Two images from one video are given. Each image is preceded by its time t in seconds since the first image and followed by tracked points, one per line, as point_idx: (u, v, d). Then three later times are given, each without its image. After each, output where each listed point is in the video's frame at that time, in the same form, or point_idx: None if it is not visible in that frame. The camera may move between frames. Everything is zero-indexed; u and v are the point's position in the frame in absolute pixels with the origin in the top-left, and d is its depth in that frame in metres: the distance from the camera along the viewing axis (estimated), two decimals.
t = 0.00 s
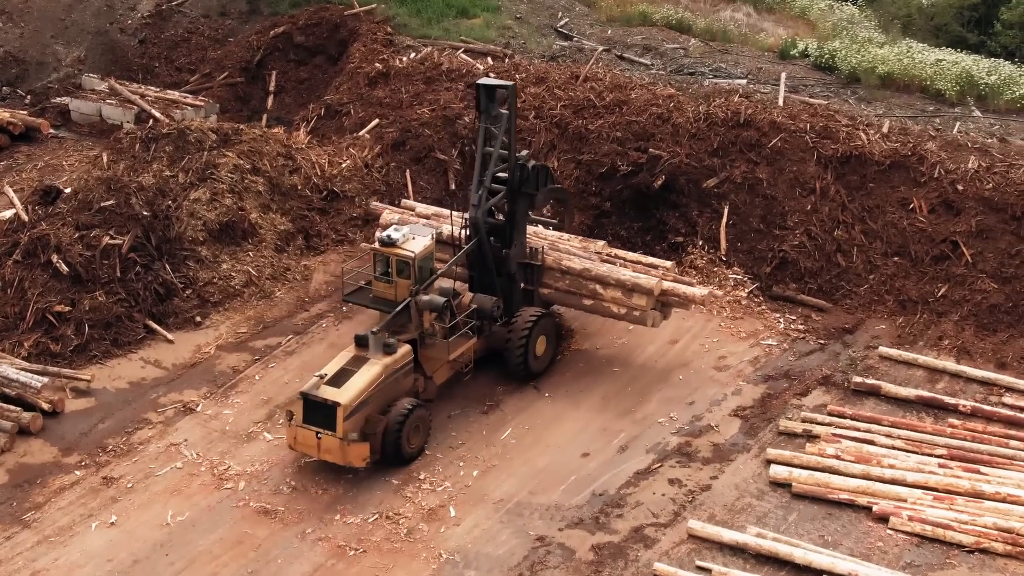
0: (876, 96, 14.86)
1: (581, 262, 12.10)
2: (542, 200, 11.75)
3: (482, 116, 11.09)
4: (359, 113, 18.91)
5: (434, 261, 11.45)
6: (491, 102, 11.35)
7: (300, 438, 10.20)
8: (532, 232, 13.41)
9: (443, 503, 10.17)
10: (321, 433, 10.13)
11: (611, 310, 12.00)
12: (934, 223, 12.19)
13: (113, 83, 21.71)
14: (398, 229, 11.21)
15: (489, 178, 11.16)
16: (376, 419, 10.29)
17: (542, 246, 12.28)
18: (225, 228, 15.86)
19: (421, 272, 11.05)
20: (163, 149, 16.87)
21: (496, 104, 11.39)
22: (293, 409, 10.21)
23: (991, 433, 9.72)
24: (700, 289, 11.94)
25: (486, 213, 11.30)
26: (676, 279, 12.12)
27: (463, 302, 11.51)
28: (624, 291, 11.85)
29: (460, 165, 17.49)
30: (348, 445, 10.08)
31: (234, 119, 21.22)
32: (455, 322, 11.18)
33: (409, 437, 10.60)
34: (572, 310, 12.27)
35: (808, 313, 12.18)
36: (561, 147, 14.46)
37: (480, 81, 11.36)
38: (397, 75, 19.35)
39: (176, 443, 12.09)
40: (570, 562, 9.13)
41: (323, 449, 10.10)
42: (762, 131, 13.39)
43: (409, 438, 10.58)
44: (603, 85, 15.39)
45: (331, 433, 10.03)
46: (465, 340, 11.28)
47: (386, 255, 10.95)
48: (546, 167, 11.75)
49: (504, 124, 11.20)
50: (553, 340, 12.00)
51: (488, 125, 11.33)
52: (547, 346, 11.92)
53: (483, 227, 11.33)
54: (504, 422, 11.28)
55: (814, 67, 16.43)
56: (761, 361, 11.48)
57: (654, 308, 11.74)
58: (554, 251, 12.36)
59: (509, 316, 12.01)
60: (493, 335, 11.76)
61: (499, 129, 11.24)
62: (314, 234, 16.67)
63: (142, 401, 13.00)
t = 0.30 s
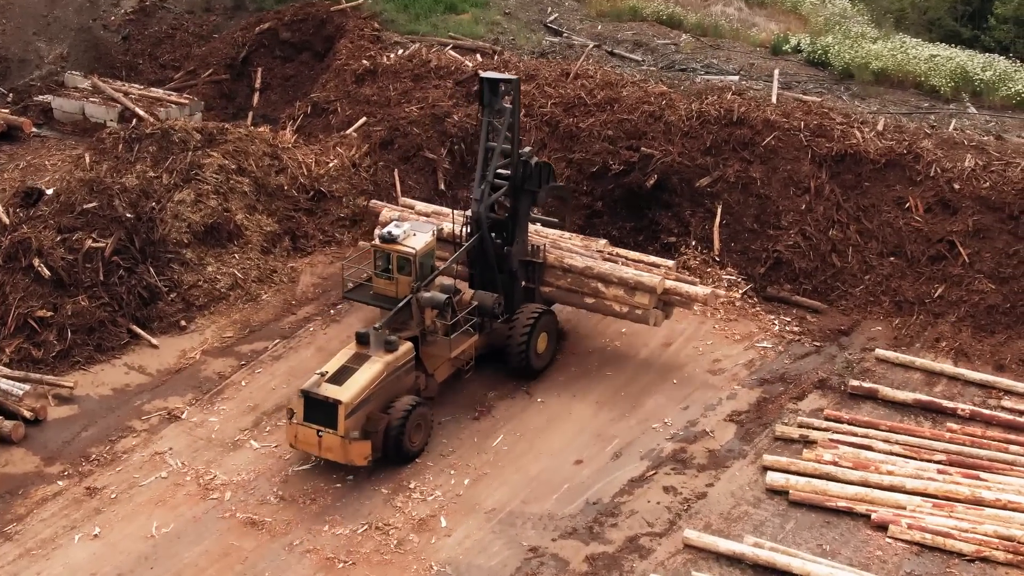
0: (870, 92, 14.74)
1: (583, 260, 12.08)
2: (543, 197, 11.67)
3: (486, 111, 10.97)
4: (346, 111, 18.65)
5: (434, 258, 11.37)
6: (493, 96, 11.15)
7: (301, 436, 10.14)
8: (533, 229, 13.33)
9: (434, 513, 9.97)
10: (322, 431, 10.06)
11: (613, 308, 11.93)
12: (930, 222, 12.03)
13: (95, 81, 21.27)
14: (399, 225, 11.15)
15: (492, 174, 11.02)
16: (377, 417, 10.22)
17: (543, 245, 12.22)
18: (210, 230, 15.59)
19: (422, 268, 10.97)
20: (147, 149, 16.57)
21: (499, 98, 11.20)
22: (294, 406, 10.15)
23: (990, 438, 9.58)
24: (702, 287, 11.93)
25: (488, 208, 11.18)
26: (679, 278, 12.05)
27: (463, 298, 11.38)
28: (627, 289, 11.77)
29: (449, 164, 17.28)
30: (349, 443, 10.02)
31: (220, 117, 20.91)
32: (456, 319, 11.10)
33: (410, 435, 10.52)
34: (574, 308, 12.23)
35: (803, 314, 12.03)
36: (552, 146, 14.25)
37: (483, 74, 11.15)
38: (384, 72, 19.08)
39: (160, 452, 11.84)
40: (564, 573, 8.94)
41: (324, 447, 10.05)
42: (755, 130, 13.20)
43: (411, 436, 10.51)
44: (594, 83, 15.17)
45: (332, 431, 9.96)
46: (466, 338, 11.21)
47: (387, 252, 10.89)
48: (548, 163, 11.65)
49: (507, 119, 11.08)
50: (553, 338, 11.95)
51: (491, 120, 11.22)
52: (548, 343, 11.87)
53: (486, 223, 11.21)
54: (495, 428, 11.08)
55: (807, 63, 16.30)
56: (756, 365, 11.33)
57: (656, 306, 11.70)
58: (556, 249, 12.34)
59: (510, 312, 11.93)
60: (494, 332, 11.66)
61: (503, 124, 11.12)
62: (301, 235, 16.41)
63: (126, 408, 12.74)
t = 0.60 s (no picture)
0: (862, 87, 14.64)
1: (583, 259, 12.09)
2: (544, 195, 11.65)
3: (488, 104, 10.95)
4: (331, 108, 18.37)
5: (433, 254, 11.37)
6: (496, 90, 11.15)
7: (301, 434, 10.04)
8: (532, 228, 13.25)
9: (424, 524, 9.75)
10: (322, 428, 9.96)
11: (613, 307, 11.88)
12: (926, 221, 11.87)
13: (75, 78, 20.79)
14: (397, 221, 11.16)
15: (494, 167, 11.00)
16: (378, 415, 10.12)
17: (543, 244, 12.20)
18: (193, 232, 15.28)
19: (421, 264, 10.98)
20: (128, 149, 16.24)
21: (501, 92, 11.21)
22: (294, 404, 10.06)
23: (988, 443, 9.42)
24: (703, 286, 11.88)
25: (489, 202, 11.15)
26: (678, 277, 12.00)
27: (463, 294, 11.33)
28: (628, 288, 11.73)
29: (436, 162, 17.02)
30: (349, 441, 9.92)
31: (203, 115, 20.56)
32: (456, 316, 11.04)
33: (411, 433, 10.42)
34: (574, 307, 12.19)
35: (797, 315, 11.86)
36: (541, 144, 14.02)
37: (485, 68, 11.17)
38: (370, 68, 18.78)
39: (142, 462, 11.57)
40: None
41: (324, 445, 9.94)
42: (748, 127, 13.00)
43: (412, 434, 10.41)
44: (583, 79, 14.93)
45: (332, 429, 9.86)
46: (467, 334, 11.15)
47: (386, 247, 10.88)
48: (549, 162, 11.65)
49: (509, 112, 11.07)
50: (552, 335, 11.86)
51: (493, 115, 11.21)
52: (548, 340, 11.78)
53: (486, 217, 11.17)
54: (486, 434, 10.87)
55: (798, 58, 16.15)
56: (750, 367, 11.16)
57: (656, 305, 11.66)
58: (557, 248, 12.34)
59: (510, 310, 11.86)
60: (493, 329, 11.59)
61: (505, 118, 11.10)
62: (285, 236, 16.12)
63: (107, 416, 12.45)
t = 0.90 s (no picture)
0: (855, 83, 14.57)
1: (582, 258, 12.03)
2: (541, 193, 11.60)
3: (487, 97, 10.88)
4: (317, 105, 18.13)
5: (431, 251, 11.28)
6: (493, 84, 11.08)
7: (299, 435, 9.95)
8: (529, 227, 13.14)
9: (414, 533, 9.56)
10: (321, 429, 9.87)
11: (612, 306, 11.79)
12: (921, 220, 11.74)
13: (57, 75, 20.38)
14: (394, 218, 11.05)
15: (492, 162, 10.92)
16: (377, 415, 10.02)
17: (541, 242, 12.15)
18: (177, 233, 15.02)
19: (419, 261, 10.86)
20: (110, 149, 15.97)
21: (498, 86, 11.14)
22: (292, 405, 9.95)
23: (987, 446, 9.29)
24: (704, 285, 11.81)
25: (487, 198, 11.05)
26: (679, 275, 11.91)
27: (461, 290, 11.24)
28: (627, 286, 11.65)
29: (424, 161, 16.81)
30: (348, 442, 9.84)
31: (187, 112, 20.28)
32: (454, 313, 10.93)
33: (411, 432, 10.33)
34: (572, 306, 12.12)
35: (791, 316, 11.73)
36: (530, 142, 13.84)
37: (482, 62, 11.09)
38: (356, 65, 18.52)
39: (126, 470, 11.33)
40: None
41: (323, 446, 9.85)
42: (740, 125, 12.84)
43: (411, 433, 10.34)
44: (573, 76, 14.73)
45: (332, 430, 9.77)
46: (466, 332, 11.07)
47: (383, 245, 10.78)
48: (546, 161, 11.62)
49: (508, 106, 11.00)
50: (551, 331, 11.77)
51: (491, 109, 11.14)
52: (546, 335, 11.70)
53: (485, 213, 11.06)
54: (476, 441, 10.68)
55: (789, 53, 16.18)
56: (744, 370, 11.02)
57: (656, 304, 11.58)
58: (555, 247, 12.27)
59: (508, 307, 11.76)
60: (492, 325, 11.50)
61: (503, 111, 11.02)
62: (271, 236, 15.87)
63: (90, 423, 12.19)
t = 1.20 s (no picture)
0: (846, 78, 14.47)
1: (578, 257, 11.94)
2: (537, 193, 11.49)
3: (483, 91, 10.79)
4: (303, 102, 17.89)
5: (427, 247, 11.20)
6: (490, 78, 10.94)
7: (296, 433, 9.84)
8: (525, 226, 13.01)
9: (403, 541, 9.38)
10: (317, 428, 9.76)
11: (609, 305, 11.69)
12: (915, 218, 11.61)
13: (38, 73, 19.76)
14: (390, 214, 10.96)
15: (488, 157, 10.79)
16: (374, 413, 9.92)
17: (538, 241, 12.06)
18: (160, 234, 14.76)
19: (415, 258, 10.76)
20: (92, 149, 15.69)
21: (495, 81, 11.00)
22: (288, 403, 9.84)
23: (984, 449, 9.17)
24: (703, 286, 11.76)
25: (483, 193, 10.98)
26: (677, 274, 11.82)
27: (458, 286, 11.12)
28: (624, 286, 11.54)
29: (412, 159, 16.61)
30: (346, 440, 9.73)
31: (170, 109, 19.98)
32: (450, 309, 10.83)
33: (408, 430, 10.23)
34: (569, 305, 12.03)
35: (784, 316, 11.61)
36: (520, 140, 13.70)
37: (478, 55, 10.94)
38: (342, 61, 18.26)
39: (109, 478, 11.09)
40: None
41: (320, 445, 9.74)
42: (731, 122, 12.72)
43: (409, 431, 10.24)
44: (562, 72, 14.58)
45: (328, 428, 9.66)
46: (463, 329, 11.04)
47: (379, 241, 10.68)
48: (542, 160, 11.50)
49: (504, 101, 10.90)
50: (549, 326, 11.75)
51: (488, 104, 11.05)
52: (543, 331, 11.67)
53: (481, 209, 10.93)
54: (466, 446, 10.50)
55: (780, 47, 16.07)
56: (737, 371, 10.89)
57: (653, 303, 11.48)
58: (551, 246, 12.17)
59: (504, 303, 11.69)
60: (488, 321, 11.44)
61: (499, 107, 10.92)
62: (256, 236, 15.63)
63: (73, 429, 11.93)
